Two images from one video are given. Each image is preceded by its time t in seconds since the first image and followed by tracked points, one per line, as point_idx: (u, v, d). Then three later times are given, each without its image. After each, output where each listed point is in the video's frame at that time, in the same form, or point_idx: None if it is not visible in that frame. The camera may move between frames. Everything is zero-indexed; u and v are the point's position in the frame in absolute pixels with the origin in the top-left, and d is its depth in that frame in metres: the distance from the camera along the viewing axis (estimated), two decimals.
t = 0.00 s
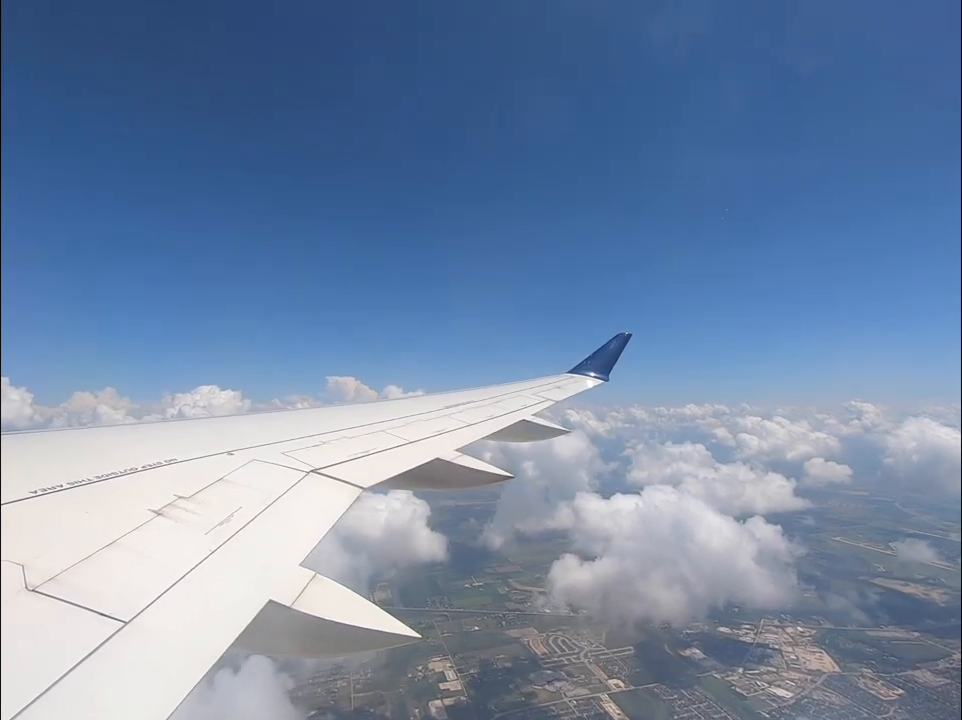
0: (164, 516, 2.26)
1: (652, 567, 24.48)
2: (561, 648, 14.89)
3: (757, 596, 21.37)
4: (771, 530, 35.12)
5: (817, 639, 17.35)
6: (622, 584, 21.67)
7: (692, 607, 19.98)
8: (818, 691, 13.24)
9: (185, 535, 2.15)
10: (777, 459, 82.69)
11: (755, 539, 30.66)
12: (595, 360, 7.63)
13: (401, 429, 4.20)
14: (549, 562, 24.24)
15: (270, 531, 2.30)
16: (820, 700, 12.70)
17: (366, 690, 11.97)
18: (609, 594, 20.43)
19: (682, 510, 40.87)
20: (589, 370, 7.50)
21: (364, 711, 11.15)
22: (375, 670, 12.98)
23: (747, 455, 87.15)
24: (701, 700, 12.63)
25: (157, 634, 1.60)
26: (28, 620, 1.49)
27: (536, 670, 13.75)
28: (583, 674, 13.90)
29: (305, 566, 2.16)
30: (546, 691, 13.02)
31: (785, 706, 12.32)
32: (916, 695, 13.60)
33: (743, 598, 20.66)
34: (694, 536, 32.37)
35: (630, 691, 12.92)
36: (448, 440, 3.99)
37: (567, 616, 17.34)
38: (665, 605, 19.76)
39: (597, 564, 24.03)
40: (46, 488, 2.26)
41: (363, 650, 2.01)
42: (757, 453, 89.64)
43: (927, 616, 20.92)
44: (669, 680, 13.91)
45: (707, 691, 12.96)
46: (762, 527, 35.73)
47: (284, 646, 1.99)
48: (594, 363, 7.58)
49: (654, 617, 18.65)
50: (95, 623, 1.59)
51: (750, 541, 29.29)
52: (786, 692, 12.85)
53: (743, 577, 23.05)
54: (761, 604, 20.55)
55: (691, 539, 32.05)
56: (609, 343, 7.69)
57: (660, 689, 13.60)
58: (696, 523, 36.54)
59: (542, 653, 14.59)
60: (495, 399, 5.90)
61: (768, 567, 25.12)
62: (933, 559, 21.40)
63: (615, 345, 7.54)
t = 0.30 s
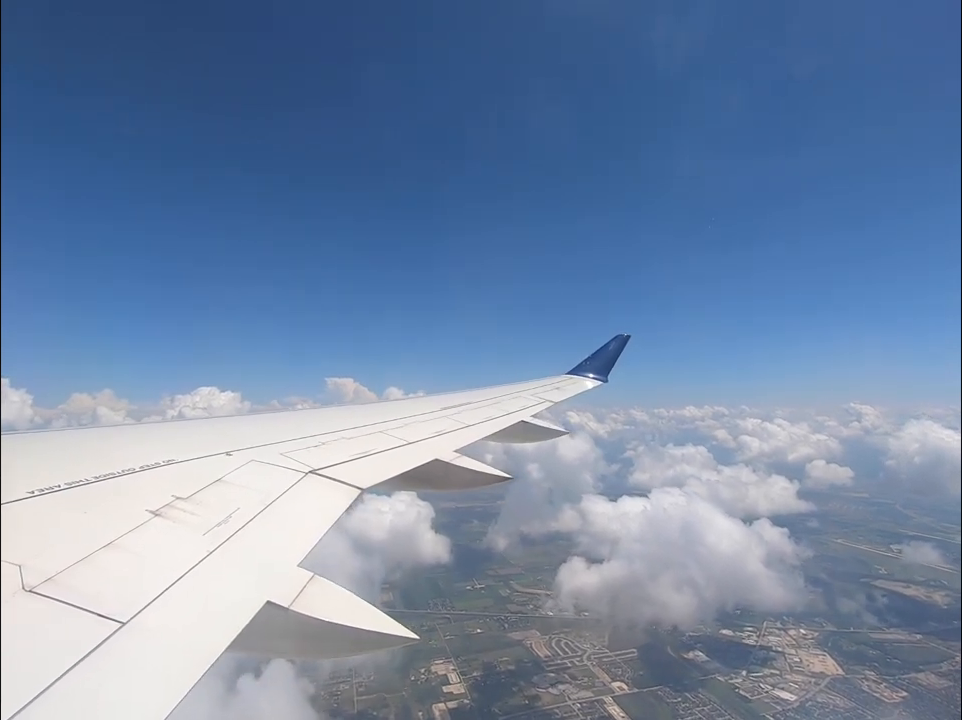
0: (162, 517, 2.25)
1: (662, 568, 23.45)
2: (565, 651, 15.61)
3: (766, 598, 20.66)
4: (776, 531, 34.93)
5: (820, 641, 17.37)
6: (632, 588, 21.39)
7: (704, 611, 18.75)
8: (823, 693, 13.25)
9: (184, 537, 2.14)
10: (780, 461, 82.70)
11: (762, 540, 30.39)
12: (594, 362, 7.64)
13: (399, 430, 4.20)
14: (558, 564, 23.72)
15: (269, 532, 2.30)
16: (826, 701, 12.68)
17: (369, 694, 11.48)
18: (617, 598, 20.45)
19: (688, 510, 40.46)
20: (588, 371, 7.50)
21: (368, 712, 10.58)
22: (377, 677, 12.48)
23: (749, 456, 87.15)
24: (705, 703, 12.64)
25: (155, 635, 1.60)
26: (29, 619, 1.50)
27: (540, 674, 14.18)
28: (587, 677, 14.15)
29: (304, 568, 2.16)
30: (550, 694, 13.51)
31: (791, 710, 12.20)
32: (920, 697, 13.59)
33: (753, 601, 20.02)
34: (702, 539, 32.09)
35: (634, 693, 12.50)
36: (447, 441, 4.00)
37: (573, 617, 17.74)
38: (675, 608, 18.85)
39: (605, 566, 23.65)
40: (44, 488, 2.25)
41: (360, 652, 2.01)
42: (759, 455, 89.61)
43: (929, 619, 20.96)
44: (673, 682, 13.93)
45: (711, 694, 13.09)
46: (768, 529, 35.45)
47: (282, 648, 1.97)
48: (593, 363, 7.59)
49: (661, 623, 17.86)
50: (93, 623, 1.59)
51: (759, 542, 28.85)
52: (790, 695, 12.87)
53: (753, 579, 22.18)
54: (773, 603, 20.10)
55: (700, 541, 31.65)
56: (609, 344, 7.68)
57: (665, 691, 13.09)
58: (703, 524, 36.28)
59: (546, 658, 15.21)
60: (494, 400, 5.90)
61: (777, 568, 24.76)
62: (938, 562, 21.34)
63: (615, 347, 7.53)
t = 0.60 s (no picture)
0: (160, 517, 2.25)
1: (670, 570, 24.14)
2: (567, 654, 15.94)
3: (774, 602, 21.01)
4: (779, 533, 34.82)
5: (823, 644, 17.40)
6: (640, 590, 21.80)
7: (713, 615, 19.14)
8: (826, 695, 13.19)
9: (181, 538, 2.14)
10: (782, 462, 82.77)
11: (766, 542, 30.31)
12: (592, 363, 7.64)
13: (398, 430, 4.22)
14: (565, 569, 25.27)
15: (267, 533, 2.30)
16: (829, 704, 12.65)
17: (372, 698, 12.16)
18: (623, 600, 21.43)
19: (694, 512, 40.30)
20: (586, 372, 7.52)
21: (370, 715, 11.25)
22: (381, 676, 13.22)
23: (750, 459, 87.26)
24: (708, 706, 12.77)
25: (153, 635, 1.60)
26: (25, 619, 1.49)
27: (543, 677, 14.37)
28: (591, 680, 13.91)
29: (301, 569, 2.15)
30: (552, 696, 13.38)
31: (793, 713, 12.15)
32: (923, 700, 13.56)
33: (761, 605, 20.19)
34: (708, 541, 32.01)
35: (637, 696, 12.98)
36: (445, 441, 4.01)
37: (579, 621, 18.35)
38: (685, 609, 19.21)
39: (611, 569, 24.57)
40: (41, 487, 2.25)
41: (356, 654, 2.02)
42: (761, 457, 89.66)
43: (932, 621, 20.98)
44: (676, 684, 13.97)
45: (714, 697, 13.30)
46: (772, 531, 35.38)
47: (279, 649, 1.97)
48: (591, 364, 7.61)
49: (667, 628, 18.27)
50: (89, 624, 1.58)
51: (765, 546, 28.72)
52: (793, 697, 12.89)
53: (761, 583, 22.52)
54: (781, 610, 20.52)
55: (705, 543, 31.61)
56: (607, 346, 7.68)
57: (669, 694, 13.33)
58: (706, 526, 36.33)
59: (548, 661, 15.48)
60: (492, 401, 5.91)
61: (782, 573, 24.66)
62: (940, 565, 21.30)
63: (612, 348, 7.54)
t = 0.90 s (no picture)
0: (158, 518, 2.24)
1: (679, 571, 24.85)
2: (569, 655, 15.98)
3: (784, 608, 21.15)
4: (781, 534, 34.78)
5: (825, 645, 17.45)
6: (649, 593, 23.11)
7: (721, 617, 19.53)
8: (829, 697, 13.23)
9: (179, 538, 2.14)
10: (784, 463, 82.73)
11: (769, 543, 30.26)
12: (590, 364, 7.63)
13: (397, 431, 4.23)
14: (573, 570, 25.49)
15: (265, 534, 2.29)
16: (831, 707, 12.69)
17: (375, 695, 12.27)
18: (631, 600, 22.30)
19: (695, 513, 40.40)
20: (584, 373, 7.54)
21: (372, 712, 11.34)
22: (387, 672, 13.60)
23: (752, 460, 87.34)
24: (711, 707, 12.94)
25: (151, 635, 1.60)
26: (22, 619, 1.49)
27: (545, 678, 14.42)
28: (593, 681, 14.03)
29: (299, 570, 2.15)
30: (555, 698, 13.48)
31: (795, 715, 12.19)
32: (926, 702, 13.54)
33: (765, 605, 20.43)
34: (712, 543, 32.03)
35: (640, 699, 13.15)
36: (443, 442, 4.00)
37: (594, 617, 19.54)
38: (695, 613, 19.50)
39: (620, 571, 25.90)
40: (39, 488, 2.24)
41: (354, 654, 2.02)
42: (763, 457, 89.72)
43: (934, 621, 21.00)
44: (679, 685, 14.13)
45: (717, 697, 13.56)
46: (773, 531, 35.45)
47: (278, 649, 1.97)
48: (589, 366, 7.59)
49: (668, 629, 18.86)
50: (87, 624, 1.59)
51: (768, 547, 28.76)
52: (796, 700, 13.27)
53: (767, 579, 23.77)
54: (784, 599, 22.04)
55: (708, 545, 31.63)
56: (605, 347, 7.68)
57: (671, 694, 13.57)
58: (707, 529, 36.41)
59: (551, 662, 15.60)
60: (491, 402, 5.90)
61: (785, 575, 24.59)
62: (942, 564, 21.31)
63: (610, 349, 7.54)
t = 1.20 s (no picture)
0: (155, 518, 2.24)
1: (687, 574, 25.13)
2: (571, 656, 15.91)
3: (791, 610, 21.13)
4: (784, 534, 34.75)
5: (827, 645, 17.47)
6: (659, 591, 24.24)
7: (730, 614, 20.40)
8: (832, 697, 13.21)
9: (176, 538, 2.13)
10: (787, 463, 82.74)
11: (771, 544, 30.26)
12: (588, 364, 7.64)
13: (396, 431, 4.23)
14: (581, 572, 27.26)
15: (264, 534, 2.29)
16: (836, 706, 12.54)
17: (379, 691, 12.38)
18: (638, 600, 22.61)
19: (697, 514, 40.50)
20: (583, 373, 7.54)
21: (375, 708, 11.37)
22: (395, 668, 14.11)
23: (754, 460, 87.43)
24: (714, 707, 13.24)
25: (150, 634, 1.60)
26: (20, 619, 1.48)
27: (548, 679, 14.35)
28: (596, 682, 14.07)
29: (298, 569, 2.15)
30: (559, 699, 13.08)
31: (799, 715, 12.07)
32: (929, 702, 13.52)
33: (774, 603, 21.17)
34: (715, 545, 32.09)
35: (644, 700, 13.09)
36: (442, 442, 4.01)
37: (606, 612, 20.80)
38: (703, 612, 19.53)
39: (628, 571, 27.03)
40: (37, 488, 2.23)
41: (352, 654, 2.02)
42: (766, 457, 89.76)
43: (935, 621, 20.98)
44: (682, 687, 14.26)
45: (720, 698, 13.73)
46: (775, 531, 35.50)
47: (277, 649, 1.97)
48: (588, 367, 7.58)
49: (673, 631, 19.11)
50: (85, 624, 1.59)
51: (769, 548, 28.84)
52: (800, 700, 13.04)
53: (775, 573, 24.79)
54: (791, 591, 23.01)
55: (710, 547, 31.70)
56: (604, 347, 7.67)
57: (674, 694, 13.73)
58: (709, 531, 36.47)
59: (553, 662, 15.63)
60: (490, 402, 5.90)
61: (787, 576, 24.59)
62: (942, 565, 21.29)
63: (609, 349, 7.53)
